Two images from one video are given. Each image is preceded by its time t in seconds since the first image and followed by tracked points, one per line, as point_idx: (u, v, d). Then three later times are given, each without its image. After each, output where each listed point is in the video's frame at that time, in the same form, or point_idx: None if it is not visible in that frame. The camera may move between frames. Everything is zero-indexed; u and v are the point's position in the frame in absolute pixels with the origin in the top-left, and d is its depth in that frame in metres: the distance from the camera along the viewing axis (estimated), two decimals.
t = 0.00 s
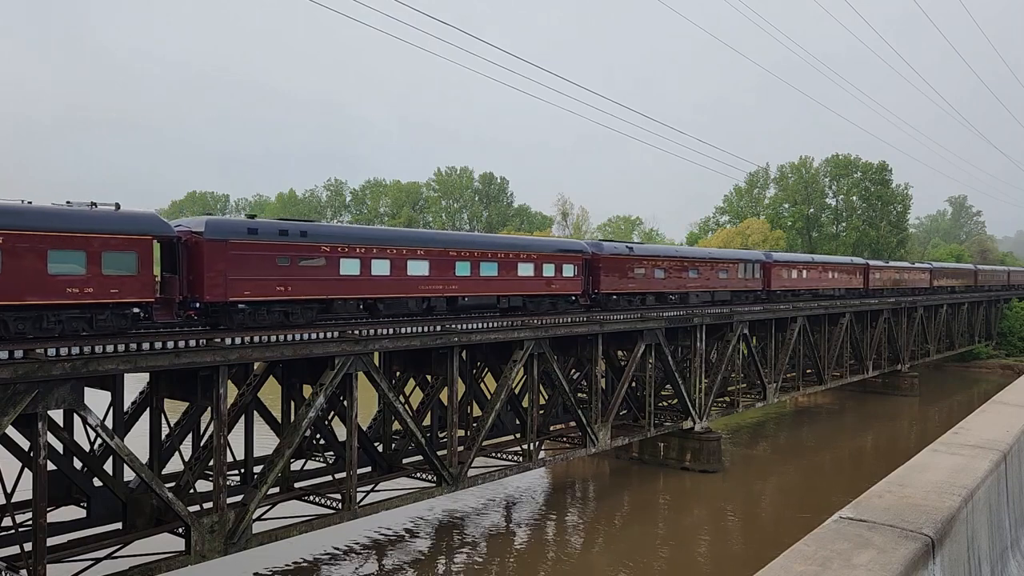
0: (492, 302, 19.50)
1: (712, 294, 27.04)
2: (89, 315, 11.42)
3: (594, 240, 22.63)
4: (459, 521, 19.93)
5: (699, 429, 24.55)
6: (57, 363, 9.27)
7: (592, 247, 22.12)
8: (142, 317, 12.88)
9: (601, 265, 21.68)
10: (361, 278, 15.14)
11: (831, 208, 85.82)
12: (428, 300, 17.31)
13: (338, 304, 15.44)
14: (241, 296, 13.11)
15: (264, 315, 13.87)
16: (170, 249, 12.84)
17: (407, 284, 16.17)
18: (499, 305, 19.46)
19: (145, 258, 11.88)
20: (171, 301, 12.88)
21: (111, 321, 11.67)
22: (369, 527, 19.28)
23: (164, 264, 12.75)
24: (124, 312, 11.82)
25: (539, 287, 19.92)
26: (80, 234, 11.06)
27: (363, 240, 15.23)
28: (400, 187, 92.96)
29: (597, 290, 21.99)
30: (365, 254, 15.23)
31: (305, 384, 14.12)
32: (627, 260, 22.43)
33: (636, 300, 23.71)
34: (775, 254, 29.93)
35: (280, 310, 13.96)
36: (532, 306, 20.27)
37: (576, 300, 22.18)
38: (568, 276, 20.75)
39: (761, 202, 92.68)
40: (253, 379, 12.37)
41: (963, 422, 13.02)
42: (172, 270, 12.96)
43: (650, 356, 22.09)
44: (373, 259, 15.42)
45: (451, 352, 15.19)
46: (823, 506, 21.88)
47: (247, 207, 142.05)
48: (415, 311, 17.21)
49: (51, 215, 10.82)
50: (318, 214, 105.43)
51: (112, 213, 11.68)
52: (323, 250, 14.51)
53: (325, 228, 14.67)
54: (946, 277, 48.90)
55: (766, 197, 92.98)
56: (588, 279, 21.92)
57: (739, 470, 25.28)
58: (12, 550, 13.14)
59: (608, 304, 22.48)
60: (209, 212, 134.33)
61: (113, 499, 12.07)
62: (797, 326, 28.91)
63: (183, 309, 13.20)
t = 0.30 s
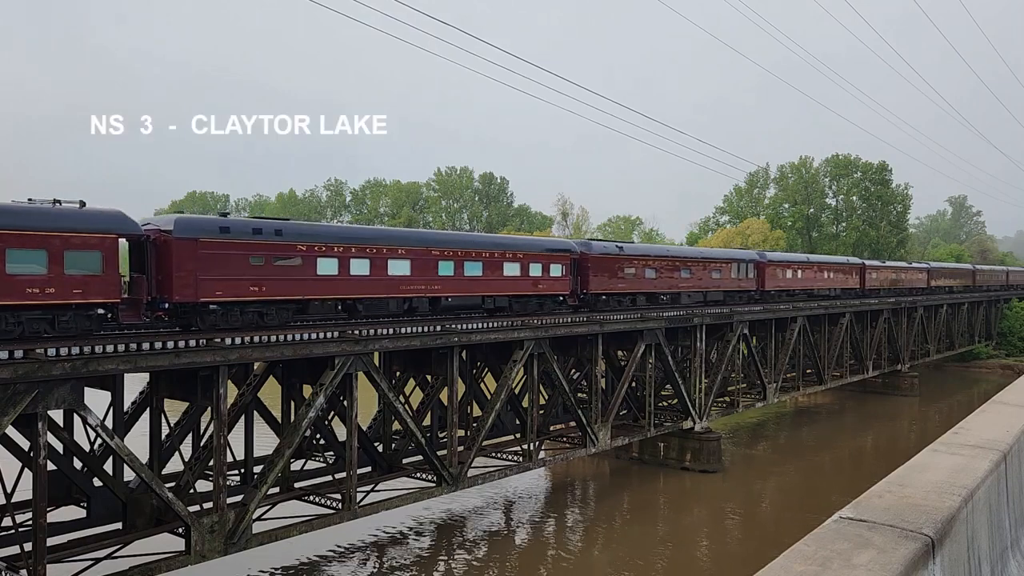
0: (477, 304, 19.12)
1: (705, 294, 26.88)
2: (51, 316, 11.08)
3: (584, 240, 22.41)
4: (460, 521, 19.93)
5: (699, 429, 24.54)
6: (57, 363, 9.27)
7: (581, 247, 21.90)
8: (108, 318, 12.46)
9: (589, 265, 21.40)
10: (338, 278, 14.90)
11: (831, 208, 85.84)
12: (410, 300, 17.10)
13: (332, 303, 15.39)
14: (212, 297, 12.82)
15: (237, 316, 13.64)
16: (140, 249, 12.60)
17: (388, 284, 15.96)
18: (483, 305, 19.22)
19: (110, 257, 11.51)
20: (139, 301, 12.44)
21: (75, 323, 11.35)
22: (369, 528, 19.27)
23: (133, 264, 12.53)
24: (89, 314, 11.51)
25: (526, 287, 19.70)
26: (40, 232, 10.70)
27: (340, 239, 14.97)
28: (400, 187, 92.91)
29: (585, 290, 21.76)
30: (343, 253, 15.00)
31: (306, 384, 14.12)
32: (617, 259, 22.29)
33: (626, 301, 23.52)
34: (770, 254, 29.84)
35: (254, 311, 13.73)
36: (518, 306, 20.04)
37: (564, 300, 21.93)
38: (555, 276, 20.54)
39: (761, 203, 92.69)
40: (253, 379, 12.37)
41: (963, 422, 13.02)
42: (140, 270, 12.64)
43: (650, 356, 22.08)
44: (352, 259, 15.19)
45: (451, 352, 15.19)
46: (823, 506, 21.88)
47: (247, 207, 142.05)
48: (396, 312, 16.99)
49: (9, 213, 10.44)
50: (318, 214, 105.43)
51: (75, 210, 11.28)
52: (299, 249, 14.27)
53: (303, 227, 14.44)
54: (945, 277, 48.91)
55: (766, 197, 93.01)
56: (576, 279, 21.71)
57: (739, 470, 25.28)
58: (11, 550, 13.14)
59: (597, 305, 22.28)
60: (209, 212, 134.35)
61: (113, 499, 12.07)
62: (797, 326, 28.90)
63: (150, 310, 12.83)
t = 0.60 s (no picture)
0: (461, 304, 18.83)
1: (697, 295, 26.72)
2: (9, 318, 10.78)
3: (573, 239, 22.15)
4: (460, 521, 19.93)
5: (699, 429, 24.54)
6: (58, 363, 9.27)
7: (569, 246, 21.64)
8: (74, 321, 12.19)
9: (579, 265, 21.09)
10: (316, 278, 14.59)
11: (831, 208, 85.84)
12: (390, 301, 16.79)
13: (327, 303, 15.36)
14: (181, 297, 12.59)
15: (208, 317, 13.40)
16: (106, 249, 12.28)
17: (366, 284, 15.66)
18: (467, 306, 18.87)
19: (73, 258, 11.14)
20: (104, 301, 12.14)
21: (34, 325, 11.04)
22: (368, 528, 19.26)
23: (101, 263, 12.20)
24: (50, 315, 11.21)
25: (512, 288, 19.39)
26: None
27: (317, 238, 14.64)
28: (400, 187, 92.86)
29: (574, 290, 21.48)
30: (321, 253, 14.66)
31: (306, 384, 14.12)
32: (606, 259, 22.12)
33: (616, 301, 23.32)
34: (763, 254, 29.74)
35: (225, 312, 13.48)
36: (504, 306, 19.74)
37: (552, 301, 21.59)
38: (542, 276, 20.24)
39: (761, 203, 92.69)
40: (253, 379, 12.38)
41: (963, 422, 13.02)
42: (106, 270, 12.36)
43: (650, 356, 22.08)
44: (329, 259, 14.87)
45: (451, 352, 15.18)
46: (823, 506, 21.88)
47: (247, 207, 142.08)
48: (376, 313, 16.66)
49: None
50: (318, 214, 105.40)
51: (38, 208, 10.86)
52: (274, 248, 13.96)
53: (278, 227, 14.14)
54: (945, 277, 48.90)
55: (766, 197, 93.01)
56: (564, 279, 21.45)
57: (739, 470, 25.27)
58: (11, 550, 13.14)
59: (586, 306, 22.15)
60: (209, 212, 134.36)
61: (113, 499, 12.07)
62: (797, 326, 28.89)
63: (116, 312, 12.63)
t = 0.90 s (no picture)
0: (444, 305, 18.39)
1: (689, 295, 26.48)
2: None
3: (561, 238, 21.79)
4: (460, 521, 19.93)
5: (699, 429, 24.53)
6: (58, 363, 9.27)
7: (558, 246, 21.28)
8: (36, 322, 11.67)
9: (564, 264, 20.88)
10: (292, 277, 14.20)
11: (831, 208, 85.84)
12: (370, 301, 16.41)
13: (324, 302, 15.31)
14: (149, 297, 12.18)
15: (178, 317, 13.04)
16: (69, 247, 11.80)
17: (345, 283, 15.29)
18: (451, 307, 18.45)
19: (35, 257, 10.66)
20: (68, 303, 11.59)
21: None
22: (368, 528, 19.26)
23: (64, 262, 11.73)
24: (10, 316, 10.79)
25: (498, 288, 18.96)
26: None
27: (292, 236, 14.26)
28: (400, 187, 92.87)
29: (561, 290, 21.15)
30: (297, 251, 14.27)
31: (305, 384, 14.12)
32: (596, 259, 21.82)
33: (606, 301, 23.06)
34: (757, 253, 29.58)
35: (196, 313, 13.12)
36: (489, 307, 19.29)
37: (539, 301, 21.21)
38: (528, 275, 19.81)
39: (761, 203, 92.71)
40: (253, 379, 12.37)
41: (963, 422, 13.02)
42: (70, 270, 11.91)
43: (650, 356, 22.08)
44: (306, 258, 14.47)
45: (451, 352, 15.19)
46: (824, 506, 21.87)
47: (247, 207, 142.09)
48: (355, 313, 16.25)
49: None
50: (318, 214, 105.41)
51: None
52: (247, 246, 13.51)
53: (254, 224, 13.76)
54: (944, 277, 48.91)
55: (766, 197, 93.02)
56: (551, 279, 21.11)
57: (739, 470, 25.27)
58: (11, 550, 13.14)
59: (573, 305, 21.90)
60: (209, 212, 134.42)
61: (113, 499, 12.07)
62: (797, 326, 28.89)
63: (81, 312, 12.24)
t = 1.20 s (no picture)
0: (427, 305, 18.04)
1: (681, 295, 26.29)
2: None
3: (550, 237, 21.47)
4: (460, 521, 19.92)
5: (699, 429, 24.54)
6: (58, 363, 9.27)
7: (545, 245, 20.99)
8: None
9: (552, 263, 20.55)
10: (266, 277, 13.86)
11: (831, 208, 85.83)
12: (350, 302, 16.05)
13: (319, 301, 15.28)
14: (114, 298, 11.82)
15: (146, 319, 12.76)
16: (32, 246, 11.57)
17: (321, 284, 14.94)
18: (434, 308, 18.06)
19: None
20: (29, 305, 11.28)
21: None
22: (368, 528, 19.24)
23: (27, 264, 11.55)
24: None
25: (484, 287, 18.59)
26: None
27: (281, 235, 14.10)
28: (400, 187, 92.83)
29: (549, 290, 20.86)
30: (272, 250, 13.96)
31: (305, 384, 14.12)
32: (585, 259, 21.65)
33: (596, 301, 22.84)
34: (750, 253, 29.44)
35: (166, 315, 12.87)
36: (473, 307, 18.97)
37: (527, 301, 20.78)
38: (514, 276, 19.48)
39: (761, 202, 92.68)
40: (253, 379, 12.37)
41: (963, 422, 13.02)
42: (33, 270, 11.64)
43: (650, 356, 22.08)
44: (281, 257, 14.14)
45: (451, 352, 15.18)
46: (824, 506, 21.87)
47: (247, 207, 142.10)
48: (334, 314, 15.87)
49: None
50: (318, 214, 105.38)
51: None
52: (219, 245, 13.13)
53: (229, 223, 13.40)
54: (944, 277, 48.92)
55: (766, 197, 93.01)
56: (538, 279, 20.80)
57: (738, 470, 25.27)
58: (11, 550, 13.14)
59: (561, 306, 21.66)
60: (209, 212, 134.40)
61: (113, 499, 12.06)
62: (797, 326, 28.89)
63: (43, 313, 11.97)
